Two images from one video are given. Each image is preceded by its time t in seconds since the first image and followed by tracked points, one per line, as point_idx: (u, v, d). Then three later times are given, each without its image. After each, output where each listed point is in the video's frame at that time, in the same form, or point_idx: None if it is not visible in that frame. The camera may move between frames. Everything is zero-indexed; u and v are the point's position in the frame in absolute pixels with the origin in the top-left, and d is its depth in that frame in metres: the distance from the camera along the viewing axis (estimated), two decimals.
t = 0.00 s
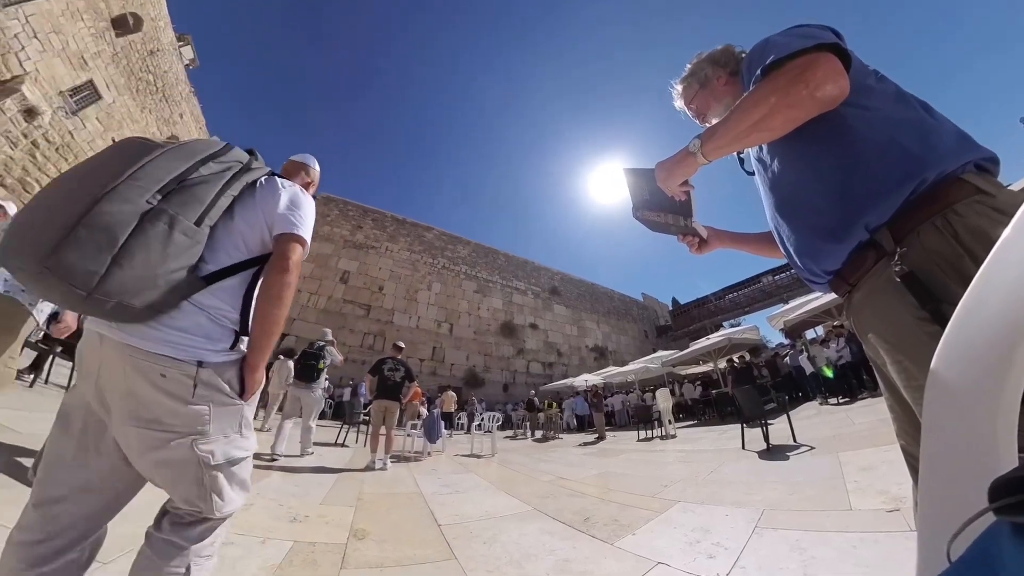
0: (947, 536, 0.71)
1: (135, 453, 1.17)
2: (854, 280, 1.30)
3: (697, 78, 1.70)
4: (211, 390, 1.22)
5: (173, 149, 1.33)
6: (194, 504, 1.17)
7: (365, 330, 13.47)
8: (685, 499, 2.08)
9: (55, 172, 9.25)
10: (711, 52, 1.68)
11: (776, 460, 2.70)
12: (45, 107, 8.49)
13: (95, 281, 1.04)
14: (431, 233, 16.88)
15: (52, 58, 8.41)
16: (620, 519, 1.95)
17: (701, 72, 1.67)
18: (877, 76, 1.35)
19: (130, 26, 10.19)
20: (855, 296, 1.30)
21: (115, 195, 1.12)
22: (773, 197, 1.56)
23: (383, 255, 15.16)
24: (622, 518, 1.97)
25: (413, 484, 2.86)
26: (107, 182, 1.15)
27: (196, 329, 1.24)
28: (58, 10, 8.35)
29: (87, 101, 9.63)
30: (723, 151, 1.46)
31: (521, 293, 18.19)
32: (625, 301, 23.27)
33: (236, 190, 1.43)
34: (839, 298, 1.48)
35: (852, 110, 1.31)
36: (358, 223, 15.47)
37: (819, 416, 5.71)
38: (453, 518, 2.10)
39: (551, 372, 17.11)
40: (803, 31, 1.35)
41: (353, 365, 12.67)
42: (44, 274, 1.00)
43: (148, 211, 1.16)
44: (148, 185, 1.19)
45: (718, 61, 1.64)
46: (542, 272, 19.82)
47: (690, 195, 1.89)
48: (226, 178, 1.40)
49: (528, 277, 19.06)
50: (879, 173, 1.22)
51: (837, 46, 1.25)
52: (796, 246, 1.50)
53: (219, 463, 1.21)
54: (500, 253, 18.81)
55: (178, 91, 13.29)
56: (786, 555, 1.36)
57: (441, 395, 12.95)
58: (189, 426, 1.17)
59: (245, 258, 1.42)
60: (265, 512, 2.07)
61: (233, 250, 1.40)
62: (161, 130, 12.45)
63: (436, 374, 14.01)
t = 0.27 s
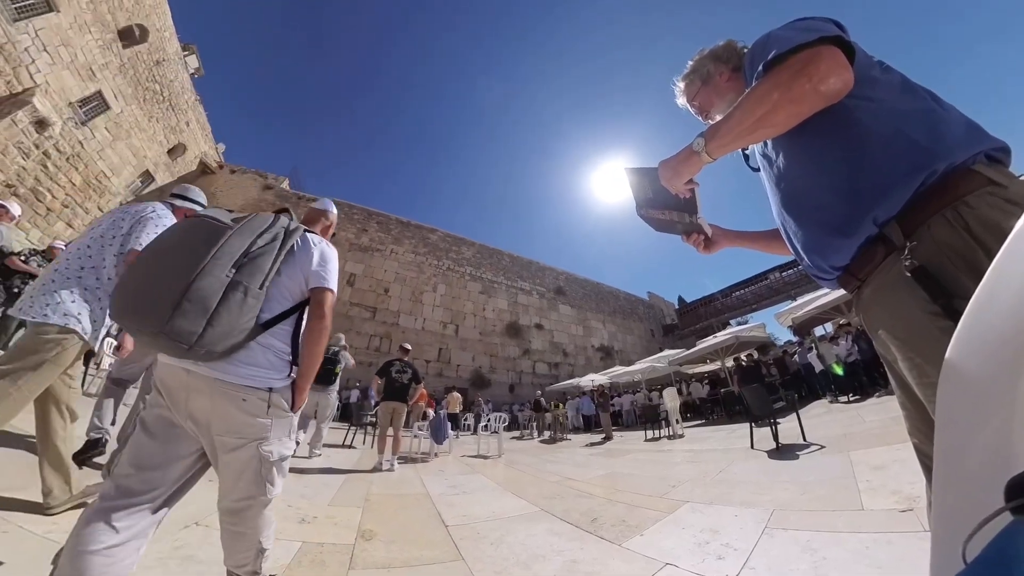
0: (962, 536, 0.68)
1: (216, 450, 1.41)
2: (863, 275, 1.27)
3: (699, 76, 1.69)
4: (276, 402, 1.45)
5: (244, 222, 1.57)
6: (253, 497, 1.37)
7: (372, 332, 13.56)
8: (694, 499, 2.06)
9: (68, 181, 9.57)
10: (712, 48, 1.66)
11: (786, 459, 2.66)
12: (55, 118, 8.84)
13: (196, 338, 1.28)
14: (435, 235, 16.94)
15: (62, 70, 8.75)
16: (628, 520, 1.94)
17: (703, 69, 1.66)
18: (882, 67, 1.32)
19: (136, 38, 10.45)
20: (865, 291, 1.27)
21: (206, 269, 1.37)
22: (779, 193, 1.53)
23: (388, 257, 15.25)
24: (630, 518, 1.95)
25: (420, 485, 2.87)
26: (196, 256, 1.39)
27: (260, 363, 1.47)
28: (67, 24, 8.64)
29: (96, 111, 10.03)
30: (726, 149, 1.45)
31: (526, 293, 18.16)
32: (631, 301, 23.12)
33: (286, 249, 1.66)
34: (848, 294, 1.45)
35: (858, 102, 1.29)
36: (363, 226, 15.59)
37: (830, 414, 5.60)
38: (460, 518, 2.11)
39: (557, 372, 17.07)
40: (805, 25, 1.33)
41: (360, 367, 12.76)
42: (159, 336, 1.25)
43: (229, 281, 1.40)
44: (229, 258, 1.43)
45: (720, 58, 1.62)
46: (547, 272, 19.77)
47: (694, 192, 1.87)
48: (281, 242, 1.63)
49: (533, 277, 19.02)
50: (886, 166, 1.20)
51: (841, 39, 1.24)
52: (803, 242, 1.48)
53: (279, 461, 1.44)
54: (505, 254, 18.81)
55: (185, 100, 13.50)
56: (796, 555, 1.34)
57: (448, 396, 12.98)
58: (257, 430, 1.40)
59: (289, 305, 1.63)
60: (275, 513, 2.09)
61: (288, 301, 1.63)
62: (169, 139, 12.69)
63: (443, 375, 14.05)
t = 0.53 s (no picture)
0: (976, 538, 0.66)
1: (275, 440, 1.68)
2: (872, 271, 1.25)
3: (702, 73, 1.67)
4: (332, 407, 1.79)
5: (314, 269, 1.92)
6: (298, 485, 1.61)
7: (378, 334, 13.64)
8: (703, 500, 2.03)
9: (78, 189, 9.92)
10: (714, 45, 1.64)
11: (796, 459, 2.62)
12: (65, 129, 9.20)
13: (295, 366, 1.64)
14: (440, 237, 17.00)
15: (71, 82, 8.99)
16: (636, 521, 1.92)
17: (706, 66, 1.64)
18: (886, 59, 1.30)
19: (142, 48, 10.59)
20: (874, 288, 1.25)
21: (297, 312, 1.73)
22: (784, 189, 1.51)
23: (393, 260, 15.34)
24: (639, 520, 1.94)
25: (427, 486, 2.88)
26: (288, 301, 1.74)
27: (325, 376, 1.83)
28: (74, 36, 8.83)
29: (104, 121, 10.30)
30: (730, 146, 1.43)
31: (532, 294, 18.13)
32: (637, 300, 22.97)
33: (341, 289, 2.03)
34: (858, 290, 1.42)
35: (863, 96, 1.26)
36: (368, 230, 15.70)
37: (841, 413, 5.50)
38: (467, 519, 2.11)
39: (563, 373, 17.01)
40: (806, 20, 1.31)
41: (368, 369, 12.86)
42: (271, 366, 1.59)
43: (312, 322, 1.78)
44: (311, 303, 1.80)
45: (723, 54, 1.60)
46: (552, 272, 19.72)
47: (699, 190, 1.85)
48: (338, 287, 2.01)
49: (538, 277, 18.98)
50: (892, 161, 1.17)
51: (845, 33, 1.22)
52: (811, 239, 1.45)
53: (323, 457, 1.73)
54: (509, 255, 18.79)
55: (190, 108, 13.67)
56: (807, 556, 1.32)
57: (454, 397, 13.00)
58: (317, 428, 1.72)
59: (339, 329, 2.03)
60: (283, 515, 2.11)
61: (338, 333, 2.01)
62: (176, 147, 12.85)
63: (449, 376, 14.08)
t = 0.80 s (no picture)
0: (992, 537, 0.64)
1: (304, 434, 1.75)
2: (883, 265, 1.22)
3: (704, 69, 1.66)
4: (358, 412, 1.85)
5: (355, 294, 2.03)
6: (315, 479, 1.66)
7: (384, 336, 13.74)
8: (712, 500, 2.01)
9: (87, 197, 10.18)
10: (716, 41, 1.63)
11: (805, 458, 2.58)
12: (76, 139, 9.44)
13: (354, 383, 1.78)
14: (444, 239, 17.08)
15: (80, 93, 9.23)
16: (643, 521, 1.91)
17: (708, 62, 1.63)
18: (891, 49, 1.28)
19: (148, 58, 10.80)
20: (885, 283, 1.22)
21: (349, 334, 1.84)
22: (791, 184, 1.48)
23: (398, 262, 15.45)
24: (646, 520, 1.92)
25: (434, 487, 2.89)
26: (339, 326, 1.84)
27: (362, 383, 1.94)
28: (83, 48, 9.05)
29: (113, 130, 10.56)
30: (734, 141, 1.41)
31: (537, 294, 18.12)
32: (643, 299, 22.83)
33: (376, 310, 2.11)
34: (869, 285, 1.39)
35: (870, 87, 1.24)
36: (373, 233, 15.84)
37: (852, 411, 5.39)
38: (475, 520, 2.11)
39: (569, 373, 16.96)
40: (809, 12, 1.29)
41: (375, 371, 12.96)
42: (333, 385, 1.72)
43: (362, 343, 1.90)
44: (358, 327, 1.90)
45: (724, 50, 1.59)
46: (557, 272, 19.69)
47: (703, 187, 1.83)
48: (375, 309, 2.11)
49: (543, 277, 18.96)
50: (901, 153, 1.15)
51: (849, 24, 1.20)
52: (819, 234, 1.43)
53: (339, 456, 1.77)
54: (514, 256, 18.81)
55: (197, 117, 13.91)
56: (818, 557, 1.30)
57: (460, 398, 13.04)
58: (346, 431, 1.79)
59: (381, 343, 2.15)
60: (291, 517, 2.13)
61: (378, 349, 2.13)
62: (183, 154, 13.09)
63: (455, 377, 14.12)
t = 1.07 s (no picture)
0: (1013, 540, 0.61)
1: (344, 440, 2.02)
2: (893, 259, 1.20)
3: (706, 65, 1.64)
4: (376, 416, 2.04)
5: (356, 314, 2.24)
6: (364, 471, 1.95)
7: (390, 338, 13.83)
8: (720, 500, 1.98)
9: (99, 207, 10.25)
10: (718, 36, 1.62)
11: (815, 457, 2.54)
12: (85, 149, 9.55)
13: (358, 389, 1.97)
14: (448, 240, 17.15)
15: (88, 104, 9.34)
16: (652, 522, 1.89)
17: (709, 58, 1.62)
18: (896, 38, 1.25)
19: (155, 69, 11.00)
20: (896, 277, 1.19)
21: (349, 347, 2.05)
22: (796, 178, 1.46)
23: (403, 265, 15.54)
24: (654, 520, 1.91)
25: (441, 488, 2.90)
26: (341, 343, 2.07)
27: (374, 391, 2.08)
28: (91, 60, 9.21)
29: (121, 140, 10.66)
30: (735, 138, 1.40)
31: (542, 294, 18.08)
32: (649, 297, 22.68)
33: (377, 324, 2.24)
34: (879, 280, 1.36)
35: (876, 77, 1.21)
36: (378, 236, 15.97)
37: (864, 409, 5.28)
38: (482, 521, 2.12)
39: (576, 373, 16.89)
40: (811, 4, 1.27)
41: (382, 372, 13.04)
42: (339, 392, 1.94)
43: (361, 355, 2.07)
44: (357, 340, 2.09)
45: (726, 45, 1.58)
46: (561, 272, 19.64)
47: (706, 184, 1.81)
48: (377, 324, 2.25)
49: (547, 277, 18.92)
50: (908, 144, 1.13)
51: (850, 16, 1.18)
52: (826, 228, 1.40)
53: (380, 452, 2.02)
54: (518, 256, 18.81)
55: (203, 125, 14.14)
56: (830, 559, 1.27)
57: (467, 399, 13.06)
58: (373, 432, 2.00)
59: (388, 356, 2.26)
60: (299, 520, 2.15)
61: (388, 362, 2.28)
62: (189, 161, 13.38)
63: (461, 379, 14.15)
